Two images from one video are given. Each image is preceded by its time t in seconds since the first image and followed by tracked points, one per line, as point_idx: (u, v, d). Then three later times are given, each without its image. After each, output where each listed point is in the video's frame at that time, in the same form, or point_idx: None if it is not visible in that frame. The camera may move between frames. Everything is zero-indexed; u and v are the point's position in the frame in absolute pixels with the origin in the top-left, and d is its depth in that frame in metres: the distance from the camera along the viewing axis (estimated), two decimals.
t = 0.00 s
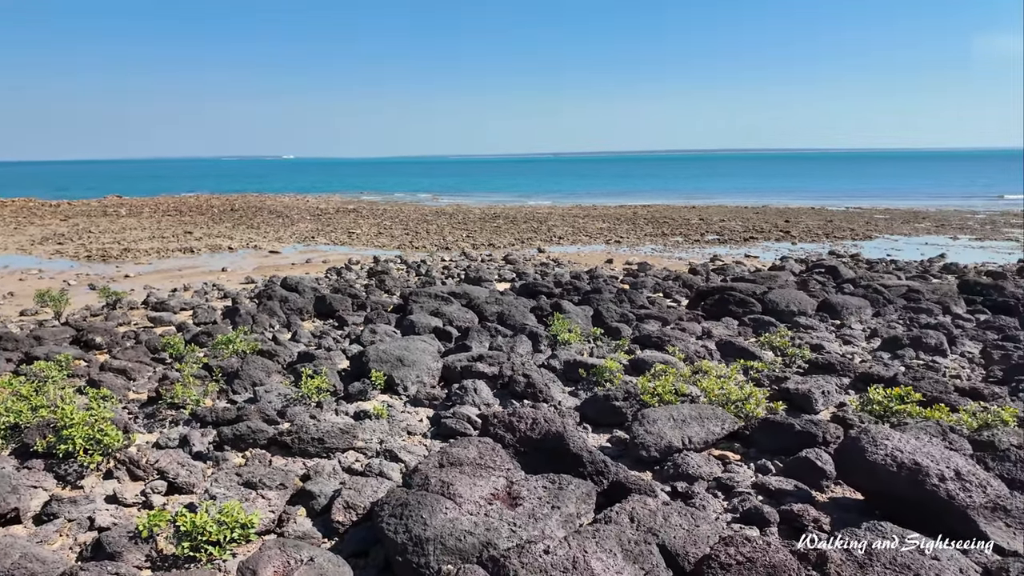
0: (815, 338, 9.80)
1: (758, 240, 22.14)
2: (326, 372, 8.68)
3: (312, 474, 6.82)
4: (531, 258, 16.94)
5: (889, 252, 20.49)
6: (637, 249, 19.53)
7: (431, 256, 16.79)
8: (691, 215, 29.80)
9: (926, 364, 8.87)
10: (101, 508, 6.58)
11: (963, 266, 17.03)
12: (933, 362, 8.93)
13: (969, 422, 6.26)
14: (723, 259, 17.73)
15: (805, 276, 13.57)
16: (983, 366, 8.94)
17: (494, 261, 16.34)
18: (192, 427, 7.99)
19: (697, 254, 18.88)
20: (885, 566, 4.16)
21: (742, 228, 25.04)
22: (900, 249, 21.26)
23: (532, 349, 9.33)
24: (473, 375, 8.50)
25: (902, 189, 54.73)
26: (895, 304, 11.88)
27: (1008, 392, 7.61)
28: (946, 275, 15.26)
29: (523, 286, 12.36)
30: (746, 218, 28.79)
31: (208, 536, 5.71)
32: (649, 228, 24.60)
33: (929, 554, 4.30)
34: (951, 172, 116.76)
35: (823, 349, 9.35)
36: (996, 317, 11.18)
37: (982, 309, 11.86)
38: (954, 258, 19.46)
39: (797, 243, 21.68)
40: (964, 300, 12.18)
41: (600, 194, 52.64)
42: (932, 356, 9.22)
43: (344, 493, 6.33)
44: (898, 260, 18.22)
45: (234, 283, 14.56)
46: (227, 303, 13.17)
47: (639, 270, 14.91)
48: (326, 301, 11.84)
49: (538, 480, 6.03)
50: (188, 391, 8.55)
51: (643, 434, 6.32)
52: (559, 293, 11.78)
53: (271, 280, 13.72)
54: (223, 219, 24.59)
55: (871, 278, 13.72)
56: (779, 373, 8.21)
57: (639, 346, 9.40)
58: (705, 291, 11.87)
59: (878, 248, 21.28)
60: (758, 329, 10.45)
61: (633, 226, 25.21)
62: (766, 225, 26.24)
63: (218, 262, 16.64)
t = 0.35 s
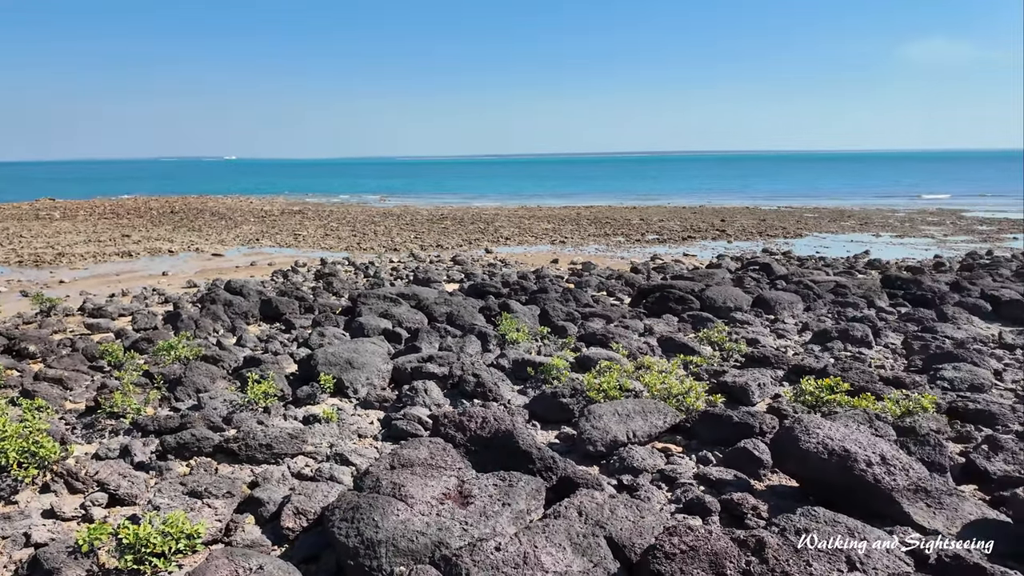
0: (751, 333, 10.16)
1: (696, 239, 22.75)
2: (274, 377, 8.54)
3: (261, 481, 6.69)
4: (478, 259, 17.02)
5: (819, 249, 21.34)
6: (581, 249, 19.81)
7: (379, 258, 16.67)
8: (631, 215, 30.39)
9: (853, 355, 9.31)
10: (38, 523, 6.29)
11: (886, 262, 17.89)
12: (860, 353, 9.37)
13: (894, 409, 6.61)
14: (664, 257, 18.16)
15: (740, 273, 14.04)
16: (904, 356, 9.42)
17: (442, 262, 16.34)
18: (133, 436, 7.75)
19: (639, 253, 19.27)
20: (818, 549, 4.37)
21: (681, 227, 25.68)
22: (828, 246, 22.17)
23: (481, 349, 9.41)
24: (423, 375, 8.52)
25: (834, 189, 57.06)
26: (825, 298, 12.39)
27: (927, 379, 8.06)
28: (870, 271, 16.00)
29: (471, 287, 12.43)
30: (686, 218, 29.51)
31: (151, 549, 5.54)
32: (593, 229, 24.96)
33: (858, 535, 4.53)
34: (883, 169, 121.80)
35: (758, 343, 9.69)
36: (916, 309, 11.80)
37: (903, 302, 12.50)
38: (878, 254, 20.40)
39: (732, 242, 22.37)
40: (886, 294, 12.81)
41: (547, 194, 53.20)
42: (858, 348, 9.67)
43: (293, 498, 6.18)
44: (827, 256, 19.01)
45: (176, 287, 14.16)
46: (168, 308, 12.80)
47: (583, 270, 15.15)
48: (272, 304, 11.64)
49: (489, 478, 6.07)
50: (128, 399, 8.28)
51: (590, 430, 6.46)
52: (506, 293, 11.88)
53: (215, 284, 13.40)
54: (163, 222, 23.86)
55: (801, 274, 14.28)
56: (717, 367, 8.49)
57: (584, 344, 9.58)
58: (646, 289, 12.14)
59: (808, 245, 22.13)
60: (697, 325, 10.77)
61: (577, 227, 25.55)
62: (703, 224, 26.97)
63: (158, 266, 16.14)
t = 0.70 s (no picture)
0: (703, 329, 10.39)
1: (650, 238, 23.12)
2: (231, 381, 8.41)
3: (218, 487, 6.57)
4: (437, 259, 17.00)
5: (770, 247, 21.88)
6: (540, 249, 19.93)
7: (337, 259, 16.52)
8: (587, 215, 30.68)
9: (801, 349, 9.59)
10: None
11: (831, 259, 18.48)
12: (807, 347, 9.67)
13: (839, 400, 6.86)
14: (621, 256, 18.40)
15: (694, 271, 14.32)
16: (849, 349, 9.76)
17: (402, 262, 16.28)
18: (84, 445, 7.53)
19: (595, 252, 19.49)
20: (770, 537, 4.52)
21: (635, 226, 26.06)
22: (776, 244, 22.77)
23: (442, 349, 9.44)
24: (384, 376, 8.51)
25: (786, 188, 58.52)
26: (773, 294, 12.73)
27: (871, 371, 8.36)
28: (815, 267, 16.49)
29: (431, 287, 12.42)
30: (641, 218, 29.94)
31: (105, 559, 5.37)
32: (551, 228, 25.12)
33: (807, 522, 4.68)
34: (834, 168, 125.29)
35: (711, 338, 9.92)
36: (859, 304, 12.21)
37: (847, 296, 12.92)
38: (824, 252, 21.04)
39: (685, 240, 22.79)
40: (831, 290, 13.23)
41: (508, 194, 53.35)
42: (805, 342, 9.97)
43: (252, 504, 6.08)
44: (777, 254, 19.54)
45: (127, 291, 13.80)
46: (120, 311, 12.46)
47: (542, 269, 15.26)
48: (229, 307, 11.44)
49: (451, 478, 6.09)
50: (78, 407, 8.04)
51: (550, 426, 6.54)
52: (466, 293, 11.91)
53: (169, 287, 13.10)
54: (114, 223, 23.21)
55: (750, 271, 14.64)
56: (672, 362, 8.66)
57: (543, 342, 9.68)
58: (602, 287, 12.30)
59: (756, 244, 22.69)
60: (652, 322, 10.95)
61: (535, 227, 25.71)
62: (657, 223, 27.41)
63: (109, 269, 15.70)
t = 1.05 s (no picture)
0: (668, 327, 10.54)
1: (616, 237, 23.34)
2: (197, 384, 8.28)
3: (185, 493, 6.46)
4: (406, 259, 16.95)
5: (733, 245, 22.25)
6: (509, 248, 19.98)
7: (305, 259, 16.36)
8: (554, 215, 30.84)
9: (763, 345, 9.80)
10: None
11: (791, 256, 18.88)
12: (769, 343, 9.87)
13: (800, 395, 7.04)
14: (588, 255, 18.54)
15: (659, 270, 14.51)
16: (809, 344, 9.99)
17: (370, 262, 16.19)
18: (44, 451, 7.33)
19: (563, 251, 19.61)
20: (735, 530, 4.62)
21: (602, 226, 26.29)
22: (738, 242, 23.15)
23: (412, 349, 9.43)
24: (353, 377, 8.48)
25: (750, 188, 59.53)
26: (736, 291, 12.95)
27: (830, 365, 8.57)
28: (776, 265, 16.82)
29: (400, 287, 12.39)
30: (608, 217, 30.20)
31: (67, 568, 5.26)
32: (520, 228, 25.20)
33: (770, 514, 4.79)
34: (798, 167, 127.73)
35: (676, 336, 10.07)
36: (818, 300, 12.49)
37: (806, 293, 13.22)
38: (785, 250, 21.47)
39: (650, 239, 23.06)
40: (792, 286, 13.52)
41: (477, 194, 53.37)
42: (767, 338, 10.18)
43: (220, 508, 6.00)
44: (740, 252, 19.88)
45: (88, 294, 13.49)
46: (81, 315, 12.17)
47: (510, 268, 15.31)
48: (194, 309, 11.27)
49: (422, 477, 6.09)
50: (38, 412, 7.84)
51: (519, 425, 6.58)
52: (435, 293, 11.90)
53: (131, 289, 12.85)
54: (74, 225, 22.65)
55: (714, 268, 14.88)
56: (638, 360, 8.78)
57: (512, 341, 9.73)
58: (570, 286, 12.40)
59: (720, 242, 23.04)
60: (618, 320, 11.08)
61: (503, 227, 25.76)
62: (624, 222, 27.68)
63: (70, 272, 15.33)
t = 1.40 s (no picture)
0: (642, 325, 10.64)
1: (591, 236, 23.47)
2: (169, 387, 8.17)
3: (158, 497, 6.38)
4: (381, 259, 16.88)
5: (704, 244, 22.53)
6: (484, 248, 19.99)
7: (279, 260, 16.21)
8: (529, 215, 30.92)
9: (734, 342, 9.95)
10: None
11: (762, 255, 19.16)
12: (740, 340, 10.02)
13: (770, 391, 7.17)
14: (563, 255, 18.63)
15: (632, 269, 14.65)
16: (778, 341, 10.17)
17: (345, 262, 16.10)
18: (12, 457, 7.17)
19: (538, 251, 19.67)
20: (708, 525, 4.69)
21: (577, 225, 26.42)
22: (710, 241, 23.42)
23: (388, 349, 9.41)
24: (329, 378, 8.45)
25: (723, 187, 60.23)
26: (707, 290, 13.11)
27: (799, 361, 8.74)
28: (745, 264, 17.06)
29: (376, 287, 12.36)
30: (583, 217, 30.34)
31: None
32: (495, 228, 25.23)
33: (742, 509, 4.87)
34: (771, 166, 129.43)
35: (649, 334, 10.18)
36: (787, 298, 12.70)
37: (775, 291, 13.43)
38: (755, 248, 21.78)
39: (624, 238, 23.25)
40: (761, 284, 13.73)
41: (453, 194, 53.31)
42: (737, 335, 10.32)
43: (194, 513, 5.92)
44: (713, 251, 20.13)
45: (57, 296, 13.23)
46: (49, 317, 11.93)
47: (486, 268, 15.33)
48: (165, 311, 11.11)
49: (399, 478, 6.08)
50: (6, 418, 7.67)
51: (496, 424, 6.61)
52: (411, 293, 11.88)
53: (101, 292, 12.62)
54: (41, 226, 22.17)
55: (686, 267, 15.04)
56: (612, 358, 8.86)
57: (488, 340, 9.76)
58: (545, 286, 12.45)
59: (691, 241, 23.28)
60: (593, 319, 11.18)
61: (478, 226, 25.77)
62: (598, 222, 27.84)
63: (37, 274, 15.01)
